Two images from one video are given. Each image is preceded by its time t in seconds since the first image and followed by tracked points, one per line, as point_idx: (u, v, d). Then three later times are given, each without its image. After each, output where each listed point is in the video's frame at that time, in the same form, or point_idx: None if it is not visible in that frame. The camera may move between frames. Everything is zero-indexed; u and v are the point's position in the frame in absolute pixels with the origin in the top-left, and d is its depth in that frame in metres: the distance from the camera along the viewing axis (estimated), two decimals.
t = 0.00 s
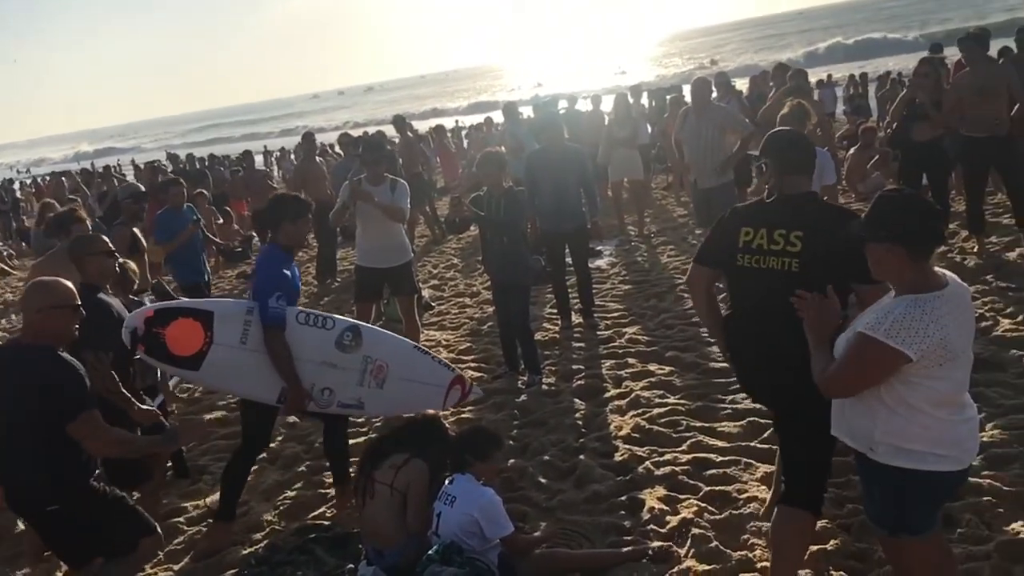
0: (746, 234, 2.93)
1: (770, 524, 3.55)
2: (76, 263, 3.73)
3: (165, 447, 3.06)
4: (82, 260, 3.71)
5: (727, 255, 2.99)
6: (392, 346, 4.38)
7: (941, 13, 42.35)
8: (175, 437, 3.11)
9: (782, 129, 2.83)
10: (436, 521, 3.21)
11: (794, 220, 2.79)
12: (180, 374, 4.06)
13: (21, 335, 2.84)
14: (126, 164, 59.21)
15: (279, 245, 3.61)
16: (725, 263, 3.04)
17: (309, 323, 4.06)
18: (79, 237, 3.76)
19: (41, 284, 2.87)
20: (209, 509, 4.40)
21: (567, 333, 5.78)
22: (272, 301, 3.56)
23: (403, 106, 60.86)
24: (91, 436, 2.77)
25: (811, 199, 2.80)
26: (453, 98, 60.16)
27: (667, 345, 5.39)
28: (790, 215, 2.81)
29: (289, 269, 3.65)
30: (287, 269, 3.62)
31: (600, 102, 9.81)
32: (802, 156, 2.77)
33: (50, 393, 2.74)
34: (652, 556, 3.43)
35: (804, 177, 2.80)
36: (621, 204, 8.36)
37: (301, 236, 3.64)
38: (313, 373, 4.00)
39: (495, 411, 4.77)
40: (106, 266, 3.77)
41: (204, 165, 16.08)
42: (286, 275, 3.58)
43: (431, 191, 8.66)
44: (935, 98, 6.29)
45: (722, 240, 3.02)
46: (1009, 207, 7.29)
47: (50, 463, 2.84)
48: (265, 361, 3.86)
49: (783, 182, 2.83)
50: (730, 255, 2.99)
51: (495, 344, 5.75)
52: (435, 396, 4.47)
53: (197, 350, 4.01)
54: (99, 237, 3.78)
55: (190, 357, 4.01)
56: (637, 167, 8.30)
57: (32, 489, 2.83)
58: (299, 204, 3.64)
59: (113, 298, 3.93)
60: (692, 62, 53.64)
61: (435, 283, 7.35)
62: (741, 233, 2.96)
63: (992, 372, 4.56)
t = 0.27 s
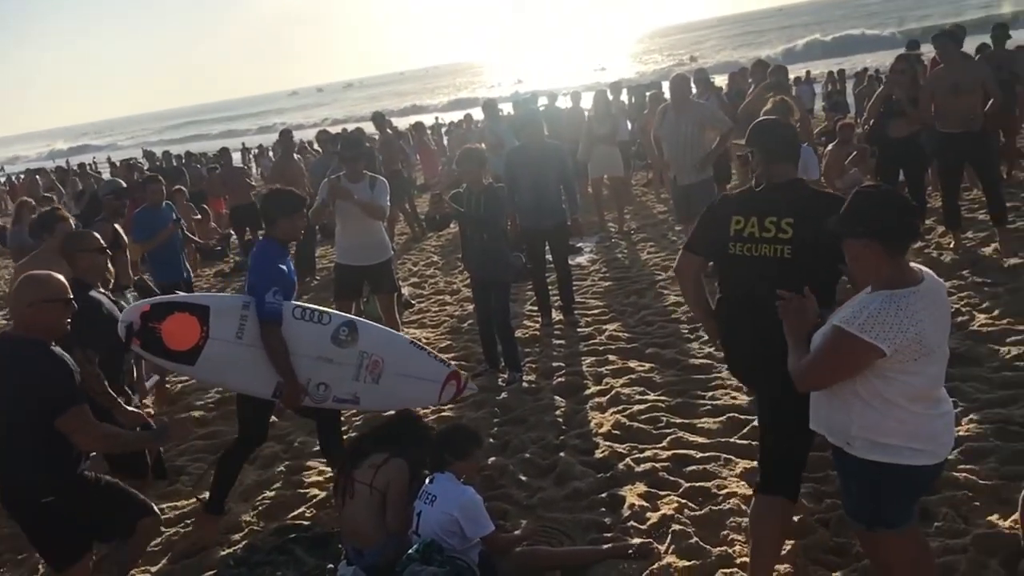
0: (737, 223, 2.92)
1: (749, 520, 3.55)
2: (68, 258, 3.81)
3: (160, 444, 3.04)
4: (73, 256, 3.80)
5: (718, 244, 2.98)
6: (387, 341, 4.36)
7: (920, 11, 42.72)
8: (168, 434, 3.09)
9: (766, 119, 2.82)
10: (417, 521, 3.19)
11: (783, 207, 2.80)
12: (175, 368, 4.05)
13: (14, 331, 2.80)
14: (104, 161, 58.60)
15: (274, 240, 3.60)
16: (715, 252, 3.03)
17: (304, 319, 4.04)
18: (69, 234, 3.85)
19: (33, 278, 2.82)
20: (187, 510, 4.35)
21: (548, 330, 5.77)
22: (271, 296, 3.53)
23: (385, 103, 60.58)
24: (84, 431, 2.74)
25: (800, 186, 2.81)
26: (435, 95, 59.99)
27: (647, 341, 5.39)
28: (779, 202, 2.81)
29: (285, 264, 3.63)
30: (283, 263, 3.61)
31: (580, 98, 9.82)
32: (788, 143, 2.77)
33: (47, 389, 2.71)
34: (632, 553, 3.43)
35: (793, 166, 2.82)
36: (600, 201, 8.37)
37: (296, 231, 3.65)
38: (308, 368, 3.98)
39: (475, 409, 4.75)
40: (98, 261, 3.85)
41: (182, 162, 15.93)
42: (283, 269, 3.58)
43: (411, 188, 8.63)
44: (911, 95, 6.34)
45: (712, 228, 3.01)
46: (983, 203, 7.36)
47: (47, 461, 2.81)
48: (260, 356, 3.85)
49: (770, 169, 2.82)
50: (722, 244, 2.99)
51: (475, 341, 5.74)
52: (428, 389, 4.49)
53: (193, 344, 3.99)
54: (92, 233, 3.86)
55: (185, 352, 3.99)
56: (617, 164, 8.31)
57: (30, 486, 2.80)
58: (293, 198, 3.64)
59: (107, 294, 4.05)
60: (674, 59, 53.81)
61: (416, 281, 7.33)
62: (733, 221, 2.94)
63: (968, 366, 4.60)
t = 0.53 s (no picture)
0: (728, 214, 2.97)
1: (731, 516, 3.57)
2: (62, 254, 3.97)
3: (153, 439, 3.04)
4: (68, 253, 3.94)
5: (711, 237, 3.04)
6: (386, 339, 4.33)
7: (900, 9, 43.04)
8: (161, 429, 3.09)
9: (754, 110, 2.85)
10: (399, 520, 3.18)
11: (774, 197, 2.86)
12: (175, 365, 4.01)
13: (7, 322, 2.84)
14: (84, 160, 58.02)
15: (271, 237, 3.59)
16: (706, 243, 3.10)
17: (304, 316, 4.01)
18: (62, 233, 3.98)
19: (27, 270, 2.88)
20: (167, 511, 4.32)
21: (530, 328, 5.77)
22: (271, 294, 3.51)
23: (368, 101, 60.41)
24: (76, 423, 2.76)
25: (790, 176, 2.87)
26: (419, 93, 59.87)
27: (628, 339, 5.40)
28: (769, 193, 2.87)
29: (282, 261, 3.61)
30: (281, 259, 3.59)
31: (562, 96, 9.83)
32: (778, 134, 2.82)
33: (42, 381, 2.74)
34: (615, 550, 3.43)
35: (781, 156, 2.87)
36: (582, 199, 8.37)
37: (294, 229, 3.64)
38: (307, 365, 3.94)
39: (458, 407, 4.75)
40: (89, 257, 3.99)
41: (161, 161, 15.81)
42: (282, 266, 3.55)
43: (392, 186, 8.60)
44: (889, 92, 6.39)
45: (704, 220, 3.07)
46: (961, 200, 7.43)
47: (40, 452, 2.84)
48: (259, 354, 3.81)
49: (760, 159, 2.88)
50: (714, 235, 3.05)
51: (457, 340, 5.73)
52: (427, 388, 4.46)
53: (192, 341, 3.94)
54: (85, 230, 4.02)
55: (184, 349, 3.96)
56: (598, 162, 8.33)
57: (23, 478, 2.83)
58: (292, 196, 3.63)
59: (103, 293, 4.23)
60: (657, 57, 53.96)
61: (398, 279, 7.31)
62: (725, 212, 2.99)
63: (946, 362, 4.64)
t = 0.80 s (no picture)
0: (720, 206, 3.03)
1: (713, 512, 3.58)
2: (58, 251, 4.14)
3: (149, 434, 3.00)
4: (63, 247, 4.10)
5: (705, 229, 3.10)
6: (384, 339, 4.31)
7: (881, 7, 43.34)
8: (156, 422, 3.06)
9: (742, 104, 2.92)
10: (381, 520, 3.17)
11: (763, 189, 2.92)
12: (176, 364, 3.97)
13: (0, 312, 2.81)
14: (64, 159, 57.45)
15: (267, 235, 3.56)
16: (699, 236, 3.15)
17: (304, 315, 3.99)
18: (57, 230, 4.15)
19: (23, 260, 2.86)
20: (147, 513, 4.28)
21: (512, 326, 5.77)
22: (272, 293, 3.49)
23: (352, 99, 60.16)
24: (68, 416, 2.72)
25: (780, 167, 2.93)
26: (403, 91, 59.69)
27: (610, 336, 5.41)
28: (757, 184, 2.94)
29: (280, 259, 3.57)
30: (279, 257, 3.57)
31: (544, 94, 9.83)
32: (764, 128, 2.88)
33: (36, 373, 2.70)
34: (597, 548, 3.44)
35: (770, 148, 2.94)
36: (564, 196, 8.38)
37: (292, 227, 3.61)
38: (306, 364, 3.89)
39: (440, 406, 4.75)
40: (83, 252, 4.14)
41: (140, 160, 15.68)
42: (282, 265, 3.53)
43: (374, 185, 8.58)
44: (867, 90, 6.44)
45: (696, 214, 3.13)
46: (939, 196, 7.49)
47: (31, 443, 2.82)
48: (259, 353, 3.78)
49: (749, 153, 2.94)
50: (707, 229, 3.10)
51: (439, 338, 5.72)
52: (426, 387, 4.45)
53: (194, 340, 3.90)
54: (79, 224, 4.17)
55: (185, 348, 3.91)
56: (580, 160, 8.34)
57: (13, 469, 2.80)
58: (288, 194, 3.61)
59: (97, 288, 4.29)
60: (641, 55, 54.06)
61: (380, 278, 7.28)
62: (717, 204, 3.05)
63: (924, 358, 4.68)
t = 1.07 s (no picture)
0: (710, 200, 3.03)
1: (693, 508, 3.59)
2: (50, 247, 4.16)
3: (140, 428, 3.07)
4: (55, 241, 4.13)
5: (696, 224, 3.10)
6: (383, 339, 4.37)
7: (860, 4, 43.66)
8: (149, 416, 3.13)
9: (727, 98, 2.91)
10: (362, 520, 3.16)
11: (754, 181, 2.92)
12: (175, 363, 4.06)
13: None
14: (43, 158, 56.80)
15: (264, 235, 3.61)
16: (690, 228, 3.16)
17: (303, 316, 4.06)
18: (49, 224, 4.18)
19: (17, 253, 2.95)
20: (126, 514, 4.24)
21: (493, 324, 5.76)
22: (270, 294, 3.52)
23: (334, 97, 59.87)
24: (58, 408, 2.77)
25: (767, 160, 2.94)
26: (386, 88, 59.48)
27: (591, 334, 5.42)
28: (748, 177, 2.94)
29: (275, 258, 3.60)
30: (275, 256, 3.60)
31: (524, 92, 9.83)
32: (753, 121, 2.89)
33: (26, 364, 2.75)
34: (579, 545, 3.44)
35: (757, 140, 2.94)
36: (544, 194, 8.37)
37: (286, 224, 3.63)
38: (304, 364, 3.97)
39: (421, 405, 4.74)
40: (77, 245, 4.18)
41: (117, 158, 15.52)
42: (279, 266, 3.57)
43: (354, 183, 8.54)
44: (845, 88, 6.48)
45: (687, 209, 3.13)
46: (915, 193, 7.56)
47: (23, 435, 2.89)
48: (259, 353, 3.88)
49: (739, 146, 2.95)
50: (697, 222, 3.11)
51: (420, 336, 5.70)
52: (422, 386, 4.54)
53: (193, 340, 3.99)
54: (71, 220, 4.22)
55: (186, 348, 4.01)
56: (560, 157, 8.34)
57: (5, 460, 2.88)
58: (283, 192, 3.62)
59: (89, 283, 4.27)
60: (624, 52, 54.16)
61: (360, 276, 7.26)
62: (707, 198, 3.05)
63: (902, 353, 4.71)
